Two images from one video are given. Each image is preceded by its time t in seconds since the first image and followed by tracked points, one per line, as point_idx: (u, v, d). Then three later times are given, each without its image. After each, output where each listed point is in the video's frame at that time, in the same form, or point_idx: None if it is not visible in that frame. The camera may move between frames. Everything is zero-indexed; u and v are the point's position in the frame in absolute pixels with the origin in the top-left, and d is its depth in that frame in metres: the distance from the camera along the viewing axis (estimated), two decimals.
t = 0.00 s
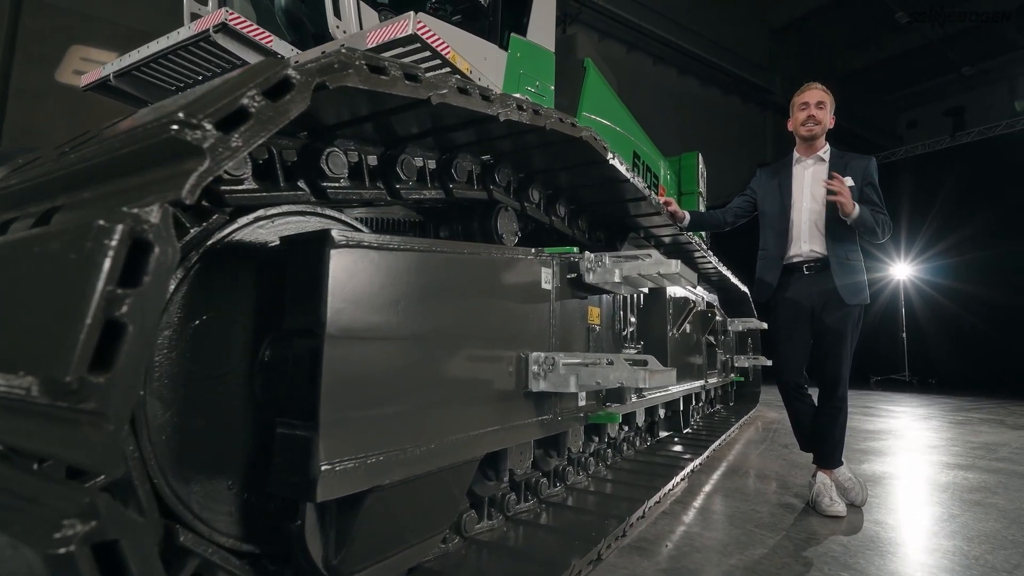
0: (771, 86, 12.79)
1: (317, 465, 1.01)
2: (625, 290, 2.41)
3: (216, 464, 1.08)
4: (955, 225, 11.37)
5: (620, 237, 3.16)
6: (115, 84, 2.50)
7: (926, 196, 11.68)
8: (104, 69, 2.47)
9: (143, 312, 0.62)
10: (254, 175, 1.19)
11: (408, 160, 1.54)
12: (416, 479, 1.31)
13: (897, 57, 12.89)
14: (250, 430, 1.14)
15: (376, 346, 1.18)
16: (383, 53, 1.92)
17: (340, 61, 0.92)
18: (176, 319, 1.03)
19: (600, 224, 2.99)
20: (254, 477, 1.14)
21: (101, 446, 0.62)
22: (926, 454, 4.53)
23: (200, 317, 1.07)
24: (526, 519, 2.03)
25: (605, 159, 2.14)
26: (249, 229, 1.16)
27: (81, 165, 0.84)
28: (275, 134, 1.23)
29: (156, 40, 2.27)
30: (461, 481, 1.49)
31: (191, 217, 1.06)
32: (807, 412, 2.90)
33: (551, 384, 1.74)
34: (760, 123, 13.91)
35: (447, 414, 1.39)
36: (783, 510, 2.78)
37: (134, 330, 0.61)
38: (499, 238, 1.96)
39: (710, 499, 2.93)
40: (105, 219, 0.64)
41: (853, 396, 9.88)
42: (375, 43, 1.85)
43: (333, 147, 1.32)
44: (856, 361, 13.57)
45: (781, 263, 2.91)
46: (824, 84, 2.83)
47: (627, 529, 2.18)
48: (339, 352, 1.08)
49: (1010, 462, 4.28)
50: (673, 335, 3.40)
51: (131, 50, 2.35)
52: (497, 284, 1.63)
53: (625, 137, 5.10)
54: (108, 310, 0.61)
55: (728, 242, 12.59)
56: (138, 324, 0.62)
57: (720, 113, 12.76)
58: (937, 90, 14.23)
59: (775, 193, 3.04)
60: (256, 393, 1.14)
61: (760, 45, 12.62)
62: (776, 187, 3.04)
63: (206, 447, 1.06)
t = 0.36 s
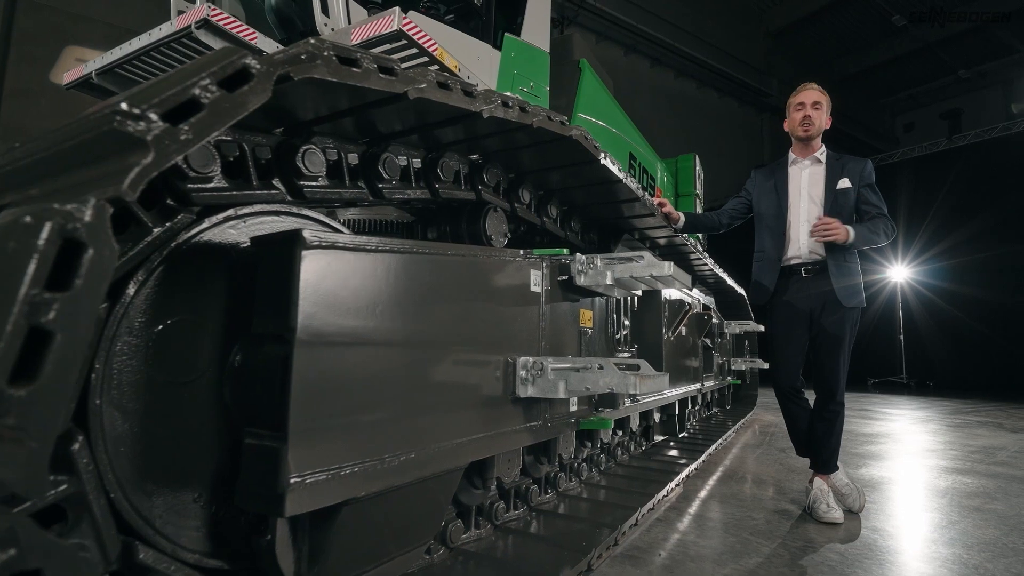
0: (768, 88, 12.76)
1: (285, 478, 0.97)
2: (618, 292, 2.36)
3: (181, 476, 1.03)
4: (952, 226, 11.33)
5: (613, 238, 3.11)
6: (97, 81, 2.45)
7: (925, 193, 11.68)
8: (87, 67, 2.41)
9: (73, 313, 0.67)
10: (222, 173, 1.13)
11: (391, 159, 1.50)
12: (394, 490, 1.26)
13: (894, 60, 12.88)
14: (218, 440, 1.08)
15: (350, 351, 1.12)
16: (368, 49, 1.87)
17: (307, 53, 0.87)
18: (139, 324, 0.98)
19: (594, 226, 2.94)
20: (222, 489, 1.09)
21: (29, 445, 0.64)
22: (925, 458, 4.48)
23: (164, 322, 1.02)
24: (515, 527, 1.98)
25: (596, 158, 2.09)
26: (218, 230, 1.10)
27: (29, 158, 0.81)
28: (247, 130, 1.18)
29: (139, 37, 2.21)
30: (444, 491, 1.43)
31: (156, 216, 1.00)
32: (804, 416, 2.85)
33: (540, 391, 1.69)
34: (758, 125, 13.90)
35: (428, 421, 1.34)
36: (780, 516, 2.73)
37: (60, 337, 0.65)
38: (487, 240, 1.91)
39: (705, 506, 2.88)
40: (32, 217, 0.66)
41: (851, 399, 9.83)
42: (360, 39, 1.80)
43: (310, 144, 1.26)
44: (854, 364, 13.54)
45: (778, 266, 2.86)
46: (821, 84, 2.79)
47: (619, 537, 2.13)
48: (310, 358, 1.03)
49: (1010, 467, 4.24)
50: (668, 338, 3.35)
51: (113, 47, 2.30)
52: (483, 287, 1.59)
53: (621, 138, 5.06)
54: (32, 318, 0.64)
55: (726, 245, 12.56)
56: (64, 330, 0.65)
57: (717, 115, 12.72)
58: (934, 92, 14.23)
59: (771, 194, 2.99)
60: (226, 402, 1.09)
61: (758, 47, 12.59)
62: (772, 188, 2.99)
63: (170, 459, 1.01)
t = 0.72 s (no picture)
0: (765, 90, 12.75)
1: (254, 486, 0.93)
2: (611, 294, 2.32)
3: (149, 483, 0.99)
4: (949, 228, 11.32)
5: (607, 239, 3.09)
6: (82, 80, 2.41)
7: (922, 195, 11.57)
8: (70, 65, 2.37)
9: (2, 313, 0.63)
10: (194, 168, 1.10)
11: (375, 156, 1.46)
12: (374, 498, 1.21)
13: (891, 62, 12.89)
14: (189, 445, 1.04)
15: (326, 354, 1.08)
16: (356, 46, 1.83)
17: (275, 41, 0.85)
18: (104, 324, 0.94)
19: (588, 227, 2.91)
20: (193, 497, 1.05)
21: None
22: (923, 461, 4.45)
23: (132, 323, 0.98)
24: (505, 534, 1.94)
25: (588, 157, 2.06)
26: (190, 229, 1.06)
27: None
28: (221, 125, 1.15)
29: (122, 34, 2.17)
30: (428, 498, 1.39)
31: (122, 212, 0.96)
32: (800, 419, 2.82)
33: (528, 394, 1.65)
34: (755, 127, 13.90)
35: (411, 426, 1.30)
36: (776, 521, 2.70)
37: None
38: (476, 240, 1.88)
39: (701, 510, 2.84)
40: None
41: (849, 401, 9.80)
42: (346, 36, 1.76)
43: (288, 140, 1.22)
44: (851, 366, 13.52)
45: (773, 267, 2.83)
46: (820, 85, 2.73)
47: (612, 543, 2.09)
48: (282, 361, 0.99)
49: (1007, 469, 4.21)
50: (664, 340, 3.32)
51: (97, 44, 2.26)
52: (470, 288, 1.55)
53: (617, 139, 5.03)
54: None
55: (723, 247, 12.54)
56: None
57: (715, 117, 12.69)
58: (931, 95, 14.25)
59: (767, 194, 2.96)
60: (199, 407, 1.06)
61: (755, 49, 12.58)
62: (767, 189, 2.96)
63: (137, 465, 0.97)
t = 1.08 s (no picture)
0: (762, 92, 12.74)
1: (223, 496, 0.89)
2: (604, 295, 2.29)
3: (115, 491, 0.95)
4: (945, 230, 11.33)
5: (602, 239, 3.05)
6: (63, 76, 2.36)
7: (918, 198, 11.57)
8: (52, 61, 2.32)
9: None
10: (168, 162, 1.06)
11: (359, 153, 1.43)
12: (353, 504, 1.17)
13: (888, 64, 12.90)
14: (158, 451, 1.00)
15: (301, 355, 1.04)
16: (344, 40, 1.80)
17: (244, 28, 0.81)
18: (67, 324, 0.90)
19: (582, 227, 2.88)
20: (163, 503, 1.01)
21: None
22: (920, 463, 4.43)
23: (97, 323, 0.94)
24: (495, 539, 1.90)
25: (580, 156, 2.02)
26: (160, 225, 1.03)
27: None
28: (196, 118, 1.11)
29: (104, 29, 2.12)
30: (412, 504, 1.35)
31: (87, 208, 0.92)
32: (795, 421, 2.79)
33: (517, 397, 1.61)
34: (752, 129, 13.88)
35: (393, 430, 1.26)
36: (772, 525, 2.66)
37: None
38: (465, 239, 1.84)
39: (696, 514, 2.80)
40: None
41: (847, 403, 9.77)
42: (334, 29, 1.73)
43: (267, 136, 1.19)
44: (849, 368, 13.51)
45: (768, 268, 2.80)
46: (816, 84, 2.66)
47: (605, 548, 2.05)
48: (254, 363, 0.95)
49: (1004, 471, 4.19)
50: (659, 341, 3.28)
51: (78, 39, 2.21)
52: (456, 288, 1.51)
53: (613, 140, 4.99)
54: None
55: (721, 249, 12.51)
56: None
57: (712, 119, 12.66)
58: (927, 98, 14.25)
59: (762, 195, 2.93)
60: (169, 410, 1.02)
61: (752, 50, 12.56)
62: (763, 189, 2.93)
63: (103, 472, 0.93)
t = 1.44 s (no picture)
0: (760, 94, 12.71)
1: (183, 505, 0.84)
2: (597, 294, 2.25)
3: (73, 497, 0.90)
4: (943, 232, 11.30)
5: (595, 239, 3.01)
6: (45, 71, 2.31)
7: (915, 200, 11.64)
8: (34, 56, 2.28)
9: None
10: (131, 153, 1.02)
11: (340, 147, 1.39)
12: (328, 512, 1.12)
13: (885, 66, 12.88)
14: (120, 455, 0.96)
15: (271, 355, 0.99)
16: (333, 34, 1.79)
17: (203, 8, 0.78)
18: (19, 322, 0.84)
19: (575, 226, 2.84)
20: (125, 509, 0.97)
21: None
22: (919, 466, 4.38)
23: (54, 321, 0.89)
24: (484, 545, 1.85)
25: (571, 154, 1.97)
26: (123, 219, 0.98)
27: None
28: (165, 109, 1.07)
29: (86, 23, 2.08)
30: (393, 510, 1.30)
31: (43, 201, 0.89)
32: (792, 423, 2.75)
33: (505, 399, 1.57)
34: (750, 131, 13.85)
35: (373, 433, 1.21)
36: (768, 529, 2.62)
37: None
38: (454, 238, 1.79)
39: (692, 518, 2.75)
40: None
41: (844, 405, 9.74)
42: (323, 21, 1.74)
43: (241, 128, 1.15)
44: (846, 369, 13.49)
45: (763, 268, 2.76)
46: (812, 82, 2.62)
47: (597, 553, 2.01)
48: (218, 364, 0.90)
49: (1004, 474, 4.14)
50: (654, 343, 3.24)
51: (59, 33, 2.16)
52: (441, 287, 1.46)
53: (609, 140, 4.94)
54: None
55: (718, 249, 12.48)
56: None
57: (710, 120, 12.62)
58: (925, 99, 14.24)
59: (757, 194, 2.89)
60: (132, 412, 0.97)
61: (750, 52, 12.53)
62: (757, 188, 2.89)
63: (60, 476, 0.89)
